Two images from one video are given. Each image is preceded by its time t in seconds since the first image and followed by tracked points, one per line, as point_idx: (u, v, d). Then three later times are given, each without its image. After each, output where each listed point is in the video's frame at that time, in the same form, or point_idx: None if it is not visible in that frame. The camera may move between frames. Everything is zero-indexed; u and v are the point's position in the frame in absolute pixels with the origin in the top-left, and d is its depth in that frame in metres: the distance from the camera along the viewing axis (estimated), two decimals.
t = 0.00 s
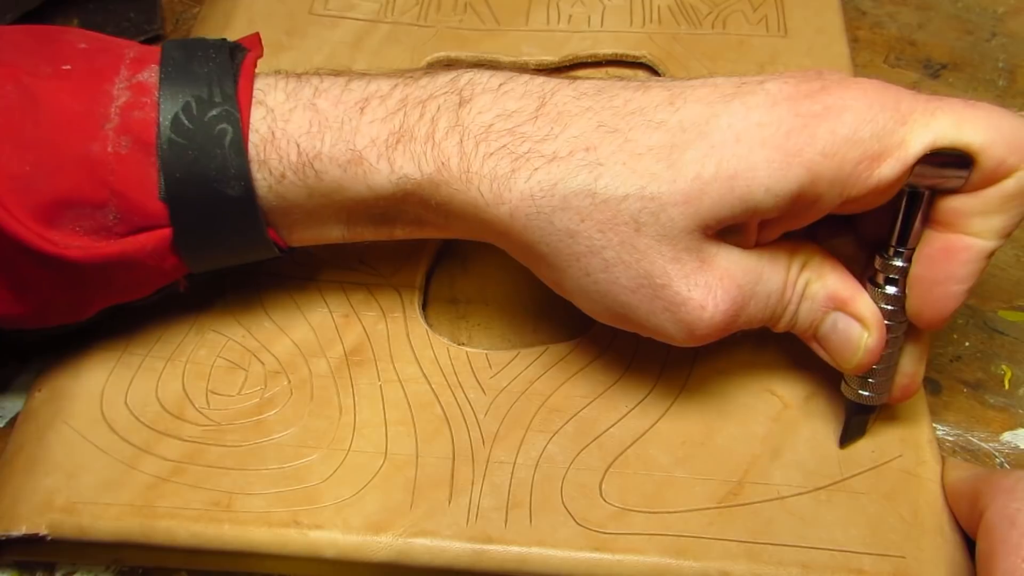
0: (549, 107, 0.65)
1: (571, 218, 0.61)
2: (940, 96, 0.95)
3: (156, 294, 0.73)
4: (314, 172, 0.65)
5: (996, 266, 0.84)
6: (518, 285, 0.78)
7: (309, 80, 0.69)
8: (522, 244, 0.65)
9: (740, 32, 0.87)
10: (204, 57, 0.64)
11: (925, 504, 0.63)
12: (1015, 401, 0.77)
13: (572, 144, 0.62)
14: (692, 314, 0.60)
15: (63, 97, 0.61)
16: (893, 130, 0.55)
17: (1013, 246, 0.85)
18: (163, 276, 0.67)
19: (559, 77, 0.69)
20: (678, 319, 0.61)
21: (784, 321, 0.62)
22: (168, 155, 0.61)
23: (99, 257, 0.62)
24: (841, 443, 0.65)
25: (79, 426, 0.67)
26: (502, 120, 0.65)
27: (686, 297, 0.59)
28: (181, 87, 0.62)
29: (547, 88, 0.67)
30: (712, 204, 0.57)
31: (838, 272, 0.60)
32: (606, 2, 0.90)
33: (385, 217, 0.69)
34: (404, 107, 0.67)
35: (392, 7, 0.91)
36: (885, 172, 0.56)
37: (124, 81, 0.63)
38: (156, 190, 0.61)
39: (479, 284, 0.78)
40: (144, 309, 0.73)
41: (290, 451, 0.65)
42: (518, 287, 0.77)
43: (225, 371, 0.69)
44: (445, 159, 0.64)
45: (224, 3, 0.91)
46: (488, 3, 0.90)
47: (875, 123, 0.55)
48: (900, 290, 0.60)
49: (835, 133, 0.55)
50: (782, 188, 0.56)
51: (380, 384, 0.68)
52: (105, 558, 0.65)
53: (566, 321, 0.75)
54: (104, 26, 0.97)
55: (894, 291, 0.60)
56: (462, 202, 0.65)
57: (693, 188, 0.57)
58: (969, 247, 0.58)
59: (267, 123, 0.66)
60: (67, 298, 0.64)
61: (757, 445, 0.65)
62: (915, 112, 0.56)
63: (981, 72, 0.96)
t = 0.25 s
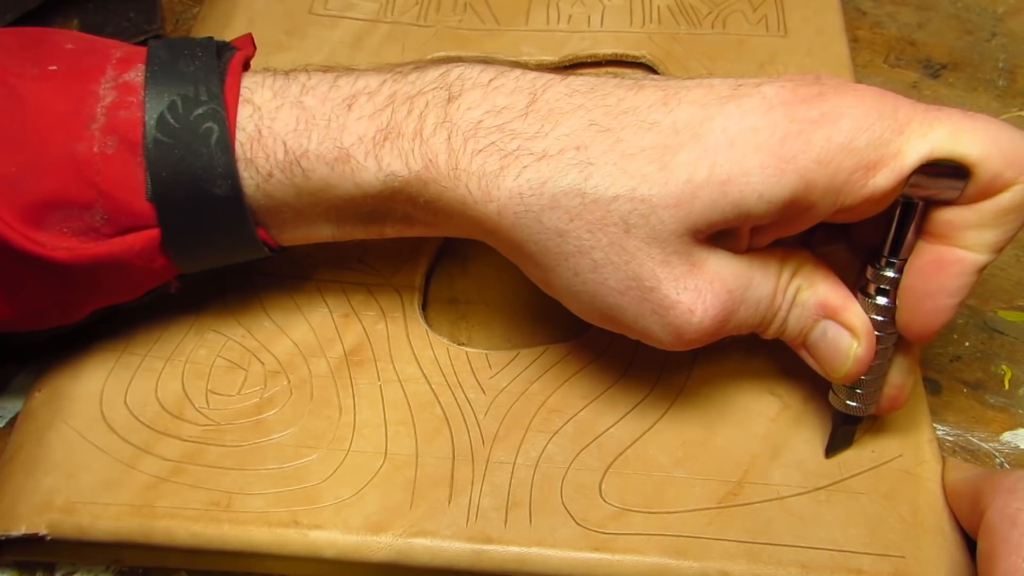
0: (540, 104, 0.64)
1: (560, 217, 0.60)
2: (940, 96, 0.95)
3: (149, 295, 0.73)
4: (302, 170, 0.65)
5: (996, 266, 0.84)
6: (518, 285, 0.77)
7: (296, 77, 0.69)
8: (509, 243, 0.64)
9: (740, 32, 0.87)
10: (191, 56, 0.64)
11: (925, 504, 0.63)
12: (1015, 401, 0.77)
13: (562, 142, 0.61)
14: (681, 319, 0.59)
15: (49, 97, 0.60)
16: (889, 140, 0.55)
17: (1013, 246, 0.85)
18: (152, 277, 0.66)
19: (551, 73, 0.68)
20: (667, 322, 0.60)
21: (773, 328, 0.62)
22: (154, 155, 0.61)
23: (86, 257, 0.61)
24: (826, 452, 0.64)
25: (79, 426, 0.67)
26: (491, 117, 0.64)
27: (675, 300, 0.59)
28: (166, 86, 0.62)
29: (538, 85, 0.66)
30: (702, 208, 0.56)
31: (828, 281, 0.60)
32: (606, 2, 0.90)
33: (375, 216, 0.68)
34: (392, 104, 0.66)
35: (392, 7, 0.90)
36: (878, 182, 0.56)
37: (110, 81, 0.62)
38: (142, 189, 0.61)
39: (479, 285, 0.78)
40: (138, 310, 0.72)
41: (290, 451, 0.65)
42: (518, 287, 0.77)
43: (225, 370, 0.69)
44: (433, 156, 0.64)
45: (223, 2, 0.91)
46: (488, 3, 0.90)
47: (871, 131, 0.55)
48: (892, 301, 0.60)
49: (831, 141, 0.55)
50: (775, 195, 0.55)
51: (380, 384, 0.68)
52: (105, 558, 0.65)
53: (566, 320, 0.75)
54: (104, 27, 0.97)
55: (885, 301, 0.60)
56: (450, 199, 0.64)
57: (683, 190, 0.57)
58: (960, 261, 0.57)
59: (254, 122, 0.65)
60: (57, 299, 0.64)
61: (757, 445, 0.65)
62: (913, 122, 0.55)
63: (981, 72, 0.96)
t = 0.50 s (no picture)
0: (527, 101, 0.63)
1: (542, 214, 0.59)
2: (940, 96, 0.95)
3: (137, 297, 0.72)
4: (285, 171, 0.64)
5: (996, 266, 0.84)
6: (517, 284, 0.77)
7: (281, 76, 0.68)
8: (489, 241, 0.63)
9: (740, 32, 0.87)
10: (173, 57, 0.63)
11: (925, 504, 0.63)
12: (1015, 401, 0.77)
13: (549, 140, 0.60)
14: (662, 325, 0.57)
15: (30, 100, 0.60)
16: (882, 150, 0.54)
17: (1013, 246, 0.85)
18: (137, 281, 0.66)
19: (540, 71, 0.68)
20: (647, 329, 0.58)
21: (757, 348, 0.61)
22: (136, 157, 0.60)
23: (71, 261, 0.61)
24: (813, 461, 0.64)
25: (78, 426, 0.67)
26: (477, 113, 0.63)
27: (654, 305, 0.57)
28: (148, 87, 0.61)
29: (527, 83, 0.65)
30: (687, 211, 0.55)
31: (811, 299, 0.59)
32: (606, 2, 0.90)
33: (359, 216, 0.67)
34: (376, 101, 0.66)
35: (392, 7, 0.90)
36: (868, 195, 0.55)
37: (92, 84, 0.62)
38: (125, 192, 0.61)
39: (478, 285, 0.78)
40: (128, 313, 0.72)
41: (289, 451, 0.65)
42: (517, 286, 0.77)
43: (224, 370, 0.69)
44: (416, 152, 0.63)
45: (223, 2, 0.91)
46: (488, 3, 0.90)
47: (864, 141, 0.54)
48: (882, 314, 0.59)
49: (822, 149, 0.54)
50: (764, 202, 0.54)
51: (379, 384, 0.68)
52: (104, 558, 0.65)
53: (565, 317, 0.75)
54: (104, 27, 0.97)
55: (875, 314, 0.58)
56: (433, 197, 0.63)
57: (669, 192, 0.56)
58: (953, 278, 0.56)
59: (238, 122, 0.65)
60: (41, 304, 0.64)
61: (757, 445, 0.65)
62: (907, 134, 0.55)
63: (981, 72, 0.96)
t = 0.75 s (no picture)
0: (534, 100, 0.62)
1: (546, 210, 0.57)
2: (940, 96, 0.95)
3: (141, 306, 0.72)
4: (288, 176, 0.64)
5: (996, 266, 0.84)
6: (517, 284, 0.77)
7: (285, 81, 0.68)
8: (490, 238, 0.61)
9: (740, 31, 0.87)
10: (174, 61, 0.63)
11: (925, 504, 0.63)
12: (1015, 401, 0.77)
13: (557, 138, 0.59)
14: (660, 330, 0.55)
15: (32, 106, 0.60)
16: (898, 151, 0.54)
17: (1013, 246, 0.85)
18: (142, 287, 0.66)
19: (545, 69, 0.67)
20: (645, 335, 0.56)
21: (766, 385, 0.58)
22: (138, 162, 0.60)
23: (75, 268, 0.61)
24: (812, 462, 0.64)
25: (78, 426, 0.67)
26: (483, 111, 0.62)
27: (654, 309, 0.55)
28: (149, 92, 0.61)
29: (534, 81, 0.64)
30: (699, 210, 0.54)
31: (826, 338, 0.56)
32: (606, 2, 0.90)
33: (364, 221, 0.67)
34: (381, 103, 0.65)
35: (392, 7, 0.90)
36: (885, 195, 0.54)
37: (94, 89, 0.62)
38: (127, 198, 0.60)
39: (478, 285, 0.78)
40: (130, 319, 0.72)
41: (290, 451, 0.65)
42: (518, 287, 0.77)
43: (224, 370, 0.69)
44: (421, 152, 0.62)
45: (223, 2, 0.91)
46: (488, 3, 0.90)
47: (880, 140, 0.54)
48: (890, 318, 0.59)
49: (837, 149, 0.54)
50: (776, 203, 0.54)
51: (379, 383, 0.68)
52: (105, 558, 0.65)
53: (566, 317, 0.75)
54: (104, 27, 0.98)
55: (883, 318, 0.59)
56: (435, 196, 0.62)
57: (681, 191, 0.54)
58: (964, 285, 0.56)
59: (241, 127, 0.65)
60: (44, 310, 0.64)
61: (757, 445, 0.65)
62: (923, 138, 0.54)
63: (982, 72, 0.96)
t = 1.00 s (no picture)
0: (565, 106, 0.59)
1: (584, 228, 0.56)
2: (940, 96, 0.95)
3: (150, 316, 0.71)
4: (306, 179, 0.62)
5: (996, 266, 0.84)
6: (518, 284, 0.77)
7: (303, 79, 0.66)
8: (525, 251, 0.60)
9: (740, 31, 0.87)
10: (189, 61, 0.62)
11: (925, 504, 0.63)
12: (1015, 401, 0.77)
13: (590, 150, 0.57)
14: (708, 347, 0.56)
15: (44, 107, 0.59)
16: (948, 175, 0.51)
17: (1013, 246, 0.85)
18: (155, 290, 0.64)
19: (576, 69, 0.63)
20: (692, 350, 0.56)
21: (800, 368, 0.58)
22: (152, 164, 0.58)
23: (87, 271, 0.60)
24: (812, 463, 0.64)
25: (78, 426, 0.67)
26: (511, 119, 0.60)
27: (703, 325, 0.55)
28: (163, 92, 0.60)
29: (564, 85, 0.61)
30: (741, 231, 0.52)
31: (861, 322, 0.56)
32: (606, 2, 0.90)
33: (385, 224, 0.66)
34: (403, 105, 0.63)
35: (392, 7, 0.90)
36: (929, 217, 0.51)
37: (107, 89, 0.61)
38: (141, 201, 0.59)
39: (479, 285, 0.78)
40: (139, 326, 0.71)
41: (290, 451, 0.65)
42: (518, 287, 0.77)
43: (225, 371, 0.69)
44: (446, 160, 0.60)
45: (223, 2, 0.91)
46: (487, 3, 0.90)
47: (929, 163, 0.50)
48: (914, 331, 0.57)
49: (885, 171, 0.50)
50: (820, 223, 0.51)
51: (379, 383, 0.68)
52: (105, 558, 0.65)
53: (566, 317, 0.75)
54: (104, 27, 0.97)
55: (907, 330, 0.57)
56: (462, 206, 0.60)
57: (721, 211, 0.52)
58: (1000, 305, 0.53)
59: (258, 128, 0.63)
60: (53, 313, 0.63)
61: (758, 445, 0.65)
62: (973, 160, 0.51)
63: (982, 72, 0.96)
